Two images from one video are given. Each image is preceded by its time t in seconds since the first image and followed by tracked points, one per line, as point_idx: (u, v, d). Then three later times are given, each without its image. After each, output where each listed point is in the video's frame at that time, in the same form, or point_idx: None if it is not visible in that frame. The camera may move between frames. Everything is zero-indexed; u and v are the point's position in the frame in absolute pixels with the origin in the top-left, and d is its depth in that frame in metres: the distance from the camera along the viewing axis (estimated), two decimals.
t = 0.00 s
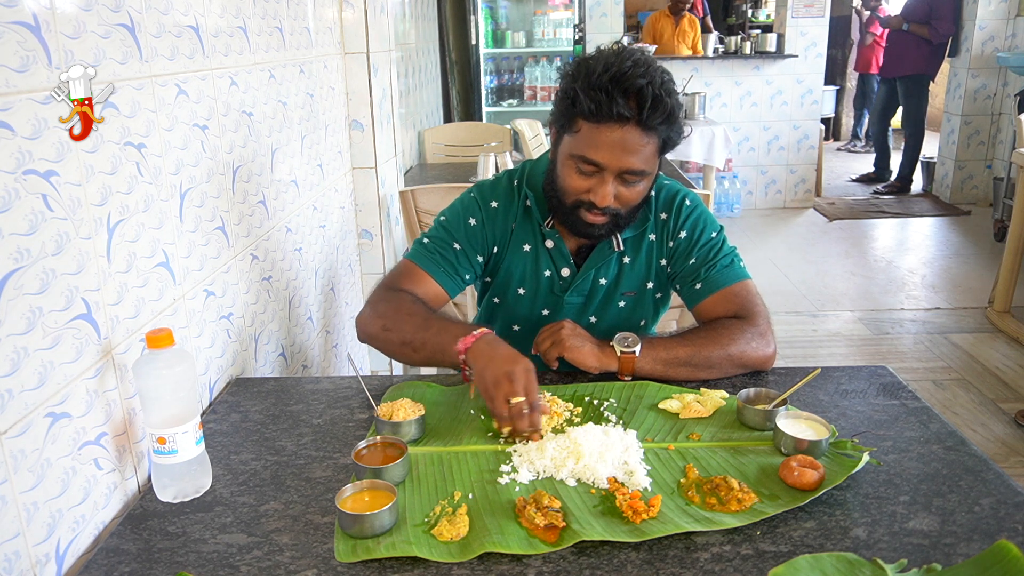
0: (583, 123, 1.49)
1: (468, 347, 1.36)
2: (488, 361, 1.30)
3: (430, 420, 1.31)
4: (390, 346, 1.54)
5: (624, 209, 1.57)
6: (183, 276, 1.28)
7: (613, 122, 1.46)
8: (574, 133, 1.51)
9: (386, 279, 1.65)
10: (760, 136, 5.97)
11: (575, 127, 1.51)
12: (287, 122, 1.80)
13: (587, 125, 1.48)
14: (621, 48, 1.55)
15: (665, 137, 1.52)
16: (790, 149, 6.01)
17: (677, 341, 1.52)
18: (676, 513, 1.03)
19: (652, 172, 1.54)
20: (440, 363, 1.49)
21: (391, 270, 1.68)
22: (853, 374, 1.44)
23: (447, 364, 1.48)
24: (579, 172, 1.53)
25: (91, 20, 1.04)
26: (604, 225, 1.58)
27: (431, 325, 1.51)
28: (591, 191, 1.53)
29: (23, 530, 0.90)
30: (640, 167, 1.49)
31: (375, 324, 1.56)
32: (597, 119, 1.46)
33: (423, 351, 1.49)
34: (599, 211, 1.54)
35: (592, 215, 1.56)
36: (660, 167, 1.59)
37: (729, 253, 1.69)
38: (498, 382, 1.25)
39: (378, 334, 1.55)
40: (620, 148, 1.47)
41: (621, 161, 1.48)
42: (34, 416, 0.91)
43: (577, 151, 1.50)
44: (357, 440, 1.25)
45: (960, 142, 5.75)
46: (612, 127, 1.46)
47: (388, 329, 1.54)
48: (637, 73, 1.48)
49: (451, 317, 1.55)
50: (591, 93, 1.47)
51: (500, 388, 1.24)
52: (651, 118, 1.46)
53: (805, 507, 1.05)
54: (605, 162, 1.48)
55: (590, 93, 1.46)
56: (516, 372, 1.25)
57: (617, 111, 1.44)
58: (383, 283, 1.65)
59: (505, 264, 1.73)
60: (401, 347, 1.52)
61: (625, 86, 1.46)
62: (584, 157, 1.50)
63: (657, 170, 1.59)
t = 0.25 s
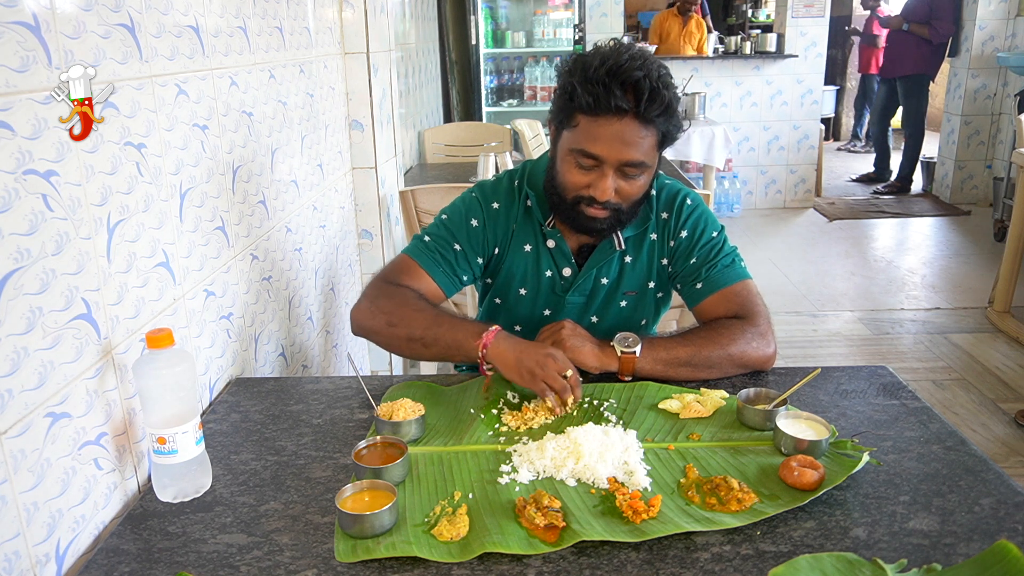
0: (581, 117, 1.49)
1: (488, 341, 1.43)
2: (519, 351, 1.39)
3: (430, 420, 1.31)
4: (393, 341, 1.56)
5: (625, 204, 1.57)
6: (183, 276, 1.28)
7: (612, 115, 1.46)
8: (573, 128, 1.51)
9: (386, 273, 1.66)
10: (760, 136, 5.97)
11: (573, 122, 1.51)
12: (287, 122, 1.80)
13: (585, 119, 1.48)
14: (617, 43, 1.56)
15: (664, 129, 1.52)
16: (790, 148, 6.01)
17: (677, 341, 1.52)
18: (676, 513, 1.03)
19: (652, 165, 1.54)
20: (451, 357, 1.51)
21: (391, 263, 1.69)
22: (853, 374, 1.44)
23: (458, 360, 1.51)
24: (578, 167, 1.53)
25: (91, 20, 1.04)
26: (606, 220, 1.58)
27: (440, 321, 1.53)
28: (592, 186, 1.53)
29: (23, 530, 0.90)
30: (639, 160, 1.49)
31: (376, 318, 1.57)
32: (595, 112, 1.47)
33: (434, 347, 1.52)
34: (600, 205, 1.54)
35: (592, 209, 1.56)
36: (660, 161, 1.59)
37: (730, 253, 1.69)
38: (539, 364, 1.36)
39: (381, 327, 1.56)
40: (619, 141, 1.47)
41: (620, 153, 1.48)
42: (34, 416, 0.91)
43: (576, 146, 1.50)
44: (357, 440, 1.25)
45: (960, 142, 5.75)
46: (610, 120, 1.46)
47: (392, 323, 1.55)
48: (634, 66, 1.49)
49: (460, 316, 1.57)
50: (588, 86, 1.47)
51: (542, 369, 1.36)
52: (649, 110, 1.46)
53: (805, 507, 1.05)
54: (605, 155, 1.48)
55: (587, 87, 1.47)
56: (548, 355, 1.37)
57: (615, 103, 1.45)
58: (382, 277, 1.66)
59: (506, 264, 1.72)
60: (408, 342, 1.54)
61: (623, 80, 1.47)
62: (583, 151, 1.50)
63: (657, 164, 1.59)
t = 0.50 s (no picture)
0: (583, 110, 1.50)
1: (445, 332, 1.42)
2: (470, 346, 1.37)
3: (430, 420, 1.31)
4: (369, 324, 1.57)
5: (627, 200, 1.57)
6: (183, 276, 1.28)
7: (613, 108, 1.46)
8: (574, 122, 1.51)
9: (376, 259, 1.68)
10: (760, 136, 5.97)
11: (575, 116, 1.51)
12: (287, 122, 1.80)
13: (587, 112, 1.48)
14: (619, 40, 1.57)
15: (665, 124, 1.52)
16: (790, 148, 6.01)
17: (677, 341, 1.52)
18: (676, 513, 1.03)
19: (653, 160, 1.54)
20: (415, 343, 1.51)
21: (384, 251, 1.71)
22: (853, 374, 1.44)
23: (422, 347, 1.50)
24: (580, 161, 1.53)
25: (91, 20, 1.04)
26: (607, 216, 1.57)
27: (410, 306, 1.54)
28: (594, 179, 1.52)
29: (23, 530, 0.90)
30: (641, 153, 1.49)
31: (356, 301, 1.59)
32: (597, 104, 1.47)
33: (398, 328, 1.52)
34: (601, 200, 1.54)
35: (594, 204, 1.55)
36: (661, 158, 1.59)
37: (729, 253, 1.69)
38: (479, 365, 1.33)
39: (359, 312, 1.58)
40: (621, 133, 1.47)
41: (622, 146, 1.48)
42: (34, 417, 0.91)
43: (578, 139, 1.51)
44: (357, 440, 1.25)
45: (960, 142, 5.75)
46: (612, 112, 1.47)
47: (369, 306, 1.57)
48: (636, 61, 1.50)
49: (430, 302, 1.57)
50: (591, 80, 1.48)
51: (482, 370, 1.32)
52: (650, 103, 1.47)
53: (805, 507, 1.05)
54: (607, 148, 1.48)
55: (589, 80, 1.47)
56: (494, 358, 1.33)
57: (617, 96, 1.45)
58: (373, 263, 1.67)
59: (502, 262, 1.72)
60: (379, 323, 1.54)
61: (624, 73, 1.48)
62: (585, 144, 1.50)
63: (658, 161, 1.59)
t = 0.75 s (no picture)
0: (576, 104, 1.50)
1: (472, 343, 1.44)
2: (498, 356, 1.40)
3: (430, 420, 1.31)
4: (382, 336, 1.57)
5: (623, 193, 1.57)
6: (183, 277, 1.28)
7: (605, 100, 1.47)
8: (568, 116, 1.52)
9: (380, 266, 1.67)
10: (760, 136, 5.97)
11: (569, 110, 1.52)
12: (287, 122, 1.80)
13: (580, 105, 1.49)
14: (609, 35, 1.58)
15: (658, 116, 1.52)
16: (790, 148, 6.01)
17: (676, 341, 1.52)
18: (676, 513, 1.03)
19: (648, 152, 1.54)
20: (434, 355, 1.52)
21: (386, 257, 1.70)
22: (853, 375, 1.44)
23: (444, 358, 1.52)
24: (575, 154, 1.53)
25: (91, 20, 1.04)
26: (605, 209, 1.57)
27: (428, 318, 1.54)
28: (589, 172, 1.52)
29: (23, 530, 0.90)
30: (635, 144, 1.49)
31: (366, 311, 1.59)
32: (589, 96, 1.47)
33: (420, 342, 1.52)
34: (597, 193, 1.54)
35: (591, 198, 1.55)
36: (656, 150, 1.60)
37: (729, 253, 1.69)
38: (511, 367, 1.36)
39: (371, 322, 1.58)
40: (614, 125, 1.47)
41: (615, 138, 1.48)
42: (34, 417, 0.91)
43: (572, 132, 1.51)
44: (357, 440, 1.25)
45: (960, 142, 5.75)
46: (604, 104, 1.47)
47: (382, 317, 1.57)
48: (626, 53, 1.50)
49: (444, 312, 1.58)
50: (582, 73, 1.48)
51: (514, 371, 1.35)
52: (642, 93, 1.47)
53: (806, 507, 1.05)
54: (601, 140, 1.49)
55: (581, 74, 1.48)
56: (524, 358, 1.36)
57: (608, 87, 1.46)
58: (377, 270, 1.67)
59: (503, 262, 1.72)
60: (395, 336, 1.55)
61: (615, 65, 1.48)
62: (579, 138, 1.50)
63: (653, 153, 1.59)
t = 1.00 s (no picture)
0: (574, 98, 1.51)
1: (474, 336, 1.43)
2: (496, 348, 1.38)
3: (430, 420, 1.31)
4: (387, 336, 1.56)
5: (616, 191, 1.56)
6: (183, 277, 1.28)
7: (602, 95, 1.48)
8: (566, 110, 1.53)
9: (386, 269, 1.67)
10: (760, 136, 5.97)
11: (567, 104, 1.53)
12: (287, 122, 1.80)
13: (577, 99, 1.50)
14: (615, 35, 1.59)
15: (655, 116, 1.53)
16: (790, 148, 6.01)
17: (677, 341, 1.52)
18: (675, 513, 1.03)
19: (643, 152, 1.54)
20: (438, 352, 1.52)
21: (391, 261, 1.70)
22: (853, 374, 1.44)
23: (447, 355, 1.51)
24: (570, 149, 1.54)
25: (91, 20, 1.04)
26: (595, 207, 1.56)
27: (432, 315, 1.54)
28: (582, 168, 1.53)
29: (23, 530, 0.90)
30: (630, 141, 1.50)
31: (371, 313, 1.58)
32: (586, 91, 1.49)
33: (424, 339, 1.52)
34: (589, 188, 1.53)
35: (583, 193, 1.55)
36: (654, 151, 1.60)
37: (730, 253, 1.69)
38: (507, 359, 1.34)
39: (376, 323, 1.57)
40: (609, 121, 1.48)
41: (610, 133, 1.49)
42: (34, 417, 0.91)
43: (568, 126, 1.52)
44: (357, 440, 1.25)
45: (960, 142, 5.75)
46: (601, 100, 1.48)
47: (386, 318, 1.56)
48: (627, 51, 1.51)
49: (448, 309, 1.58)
50: (581, 67, 1.49)
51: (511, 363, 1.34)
52: (639, 91, 1.48)
53: (806, 507, 1.05)
54: (595, 136, 1.49)
55: (580, 68, 1.49)
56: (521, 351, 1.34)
57: (605, 83, 1.47)
58: (383, 273, 1.67)
59: (507, 262, 1.72)
60: (400, 336, 1.54)
61: (615, 61, 1.49)
62: (574, 132, 1.51)
63: (650, 155, 1.59)
